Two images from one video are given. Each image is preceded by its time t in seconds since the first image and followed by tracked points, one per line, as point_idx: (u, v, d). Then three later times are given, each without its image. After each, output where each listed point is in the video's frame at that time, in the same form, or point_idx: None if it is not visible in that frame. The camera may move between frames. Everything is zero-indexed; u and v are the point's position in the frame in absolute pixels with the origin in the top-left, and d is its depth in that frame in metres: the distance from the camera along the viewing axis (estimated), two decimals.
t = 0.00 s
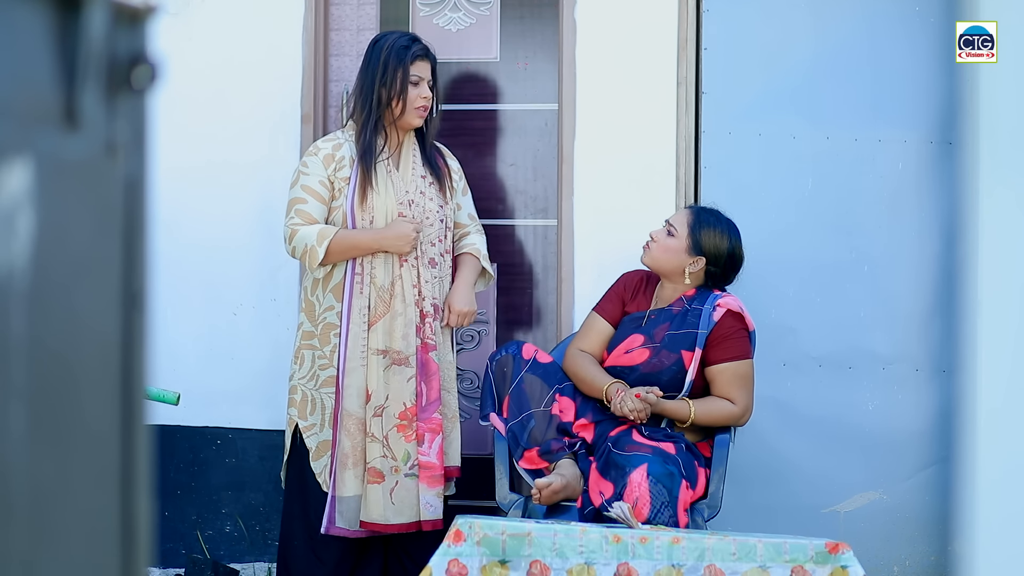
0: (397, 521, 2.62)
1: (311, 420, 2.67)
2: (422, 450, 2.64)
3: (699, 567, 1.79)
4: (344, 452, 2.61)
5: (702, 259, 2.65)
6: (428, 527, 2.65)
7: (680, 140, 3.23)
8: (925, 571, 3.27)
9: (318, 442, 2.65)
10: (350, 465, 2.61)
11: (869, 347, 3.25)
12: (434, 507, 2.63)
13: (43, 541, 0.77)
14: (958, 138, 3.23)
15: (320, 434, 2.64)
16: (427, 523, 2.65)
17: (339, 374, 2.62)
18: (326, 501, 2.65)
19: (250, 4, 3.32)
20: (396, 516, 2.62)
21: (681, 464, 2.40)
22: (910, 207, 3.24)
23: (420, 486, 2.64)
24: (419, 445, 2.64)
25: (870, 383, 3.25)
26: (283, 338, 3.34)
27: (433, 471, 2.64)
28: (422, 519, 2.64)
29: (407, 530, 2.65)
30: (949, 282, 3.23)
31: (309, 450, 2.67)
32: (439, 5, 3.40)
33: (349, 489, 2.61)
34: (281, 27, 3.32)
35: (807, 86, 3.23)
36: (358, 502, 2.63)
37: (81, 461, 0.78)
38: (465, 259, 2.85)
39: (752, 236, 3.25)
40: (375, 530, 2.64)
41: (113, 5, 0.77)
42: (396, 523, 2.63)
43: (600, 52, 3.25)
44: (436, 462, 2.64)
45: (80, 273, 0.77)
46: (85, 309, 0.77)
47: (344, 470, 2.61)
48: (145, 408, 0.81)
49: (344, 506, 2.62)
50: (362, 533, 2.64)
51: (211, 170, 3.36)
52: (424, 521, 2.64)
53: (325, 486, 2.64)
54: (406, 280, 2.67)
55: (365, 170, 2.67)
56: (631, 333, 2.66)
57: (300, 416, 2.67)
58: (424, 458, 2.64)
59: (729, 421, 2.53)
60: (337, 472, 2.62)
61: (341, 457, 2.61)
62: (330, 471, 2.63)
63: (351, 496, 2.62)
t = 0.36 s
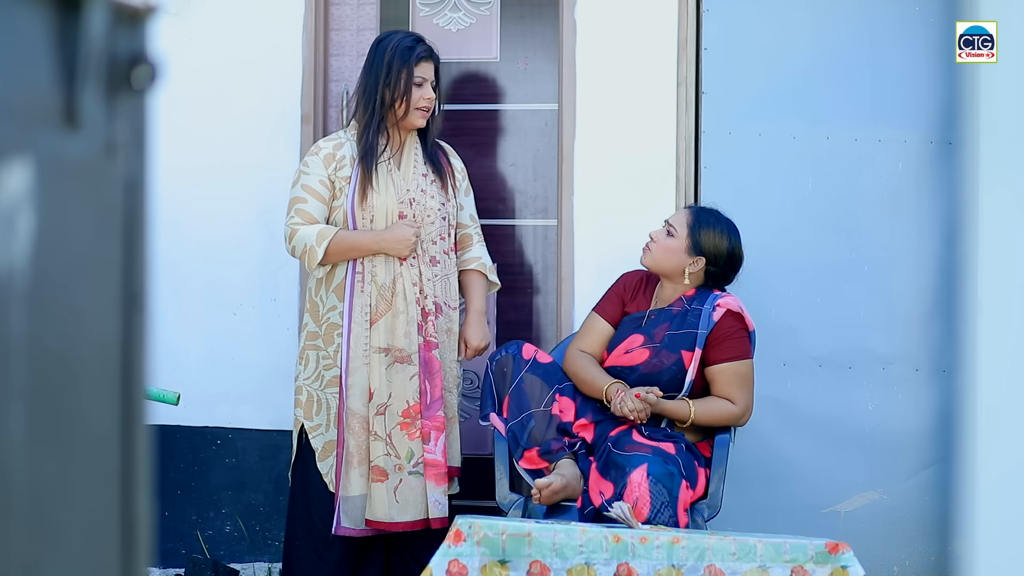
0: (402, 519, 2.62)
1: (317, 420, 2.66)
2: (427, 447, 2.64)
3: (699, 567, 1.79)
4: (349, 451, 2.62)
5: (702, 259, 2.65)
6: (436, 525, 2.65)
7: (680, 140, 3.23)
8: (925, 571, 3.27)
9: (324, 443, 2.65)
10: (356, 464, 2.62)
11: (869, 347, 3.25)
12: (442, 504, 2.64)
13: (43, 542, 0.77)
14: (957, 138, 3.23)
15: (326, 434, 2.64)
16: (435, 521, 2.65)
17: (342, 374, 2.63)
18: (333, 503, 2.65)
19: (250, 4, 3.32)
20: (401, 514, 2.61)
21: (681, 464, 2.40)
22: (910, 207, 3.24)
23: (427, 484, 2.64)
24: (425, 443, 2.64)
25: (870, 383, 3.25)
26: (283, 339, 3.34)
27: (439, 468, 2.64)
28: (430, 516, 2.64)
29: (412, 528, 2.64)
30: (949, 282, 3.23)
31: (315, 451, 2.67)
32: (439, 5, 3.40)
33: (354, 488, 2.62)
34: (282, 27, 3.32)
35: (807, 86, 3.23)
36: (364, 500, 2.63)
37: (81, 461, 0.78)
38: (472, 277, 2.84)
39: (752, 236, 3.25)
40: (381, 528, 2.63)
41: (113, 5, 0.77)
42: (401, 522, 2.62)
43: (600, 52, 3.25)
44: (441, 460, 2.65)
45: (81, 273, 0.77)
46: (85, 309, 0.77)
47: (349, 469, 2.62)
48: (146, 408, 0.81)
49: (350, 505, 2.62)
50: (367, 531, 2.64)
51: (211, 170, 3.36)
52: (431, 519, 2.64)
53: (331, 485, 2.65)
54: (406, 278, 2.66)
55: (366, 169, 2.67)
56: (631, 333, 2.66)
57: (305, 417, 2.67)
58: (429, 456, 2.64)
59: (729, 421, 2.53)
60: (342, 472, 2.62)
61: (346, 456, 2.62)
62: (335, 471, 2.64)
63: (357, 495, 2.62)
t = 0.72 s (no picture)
0: (395, 519, 2.61)
1: (317, 420, 2.68)
2: (421, 447, 2.64)
3: (699, 567, 1.79)
4: (346, 449, 2.61)
5: (702, 260, 2.65)
6: (428, 525, 2.64)
7: (680, 140, 3.23)
8: (925, 571, 3.27)
9: (324, 443, 2.67)
10: (352, 463, 2.62)
11: (869, 347, 3.25)
12: (434, 504, 2.63)
13: (43, 542, 0.77)
14: (958, 138, 3.23)
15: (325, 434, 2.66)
16: (426, 521, 2.64)
17: (340, 373, 2.63)
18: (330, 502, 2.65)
19: (250, 5, 3.32)
20: (394, 514, 2.61)
21: (681, 464, 2.40)
22: (910, 207, 3.24)
23: (420, 483, 2.63)
24: (419, 442, 2.64)
25: (870, 383, 3.25)
26: (283, 339, 3.34)
27: (432, 469, 2.64)
28: (422, 517, 2.63)
29: (405, 528, 2.63)
30: (949, 282, 3.23)
31: (316, 452, 2.68)
32: (439, 5, 3.41)
33: (351, 488, 2.61)
34: (281, 27, 3.31)
35: (807, 86, 3.23)
36: (359, 500, 2.62)
37: (81, 461, 0.78)
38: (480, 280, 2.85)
39: (753, 236, 3.25)
40: (375, 528, 2.63)
41: (113, 5, 0.77)
42: (393, 521, 2.61)
43: (600, 53, 3.25)
44: (435, 460, 2.65)
45: (81, 273, 0.77)
46: (85, 309, 0.77)
47: (345, 467, 2.61)
48: (145, 408, 0.81)
49: (345, 504, 2.62)
50: (362, 530, 2.63)
51: (211, 169, 3.36)
52: (423, 519, 2.63)
53: (328, 484, 2.66)
54: (405, 277, 2.66)
55: (367, 169, 2.67)
56: (631, 334, 2.66)
57: (307, 416, 2.69)
58: (423, 455, 2.64)
59: (729, 421, 2.53)
60: (339, 470, 2.62)
61: (343, 454, 2.62)
62: (332, 469, 2.64)
63: (353, 494, 2.62)
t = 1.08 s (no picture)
0: (392, 518, 2.61)
1: (316, 420, 2.67)
2: (421, 446, 2.64)
3: (699, 567, 1.79)
4: (344, 448, 2.62)
5: (702, 260, 2.65)
6: (428, 525, 2.64)
7: (680, 140, 3.22)
8: (925, 571, 3.27)
9: (322, 441, 2.66)
10: (350, 461, 2.62)
11: (869, 347, 3.25)
12: (434, 504, 2.63)
13: (43, 541, 0.77)
14: (957, 138, 3.23)
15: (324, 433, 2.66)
16: (426, 520, 2.63)
17: (340, 371, 2.63)
18: (326, 500, 2.65)
19: (249, 5, 3.32)
20: (390, 513, 2.61)
21: (681, 464, 2.40)
22: (910, 207, 3.24)
23: (419, 483, 2.63)
24: (418, 441, 2.64)
25: (870, 383, 3.25)
26: (283, 339, 3.34)
27: (432, 468, 2.64)
28: (421, 516, 2.62)
29: (403, 527, 2.63)
30: (949, 282, 3.23)
31: (314, 450, 2.68)
32: (439, 5, 3.41)
33: (348, 486, 2.61)
34: (281, 27, 3.31)
35: (807, 86, 3.23)
36: (356, 499, 2.62)
37: (81, 461, 0.78)
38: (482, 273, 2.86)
39: (753, 236, 3.24)
40: (371, 527, 2.63)
41: (113, 5, 0.77)
42: (390, 520, 2.61)
43: (600, 52, 3.25)
44: (435, 460, 2.65)
45: (81, 272, 0.77)
46: (85, 309, 0.77)
47: (343, 465, 2.62)
48: (145, 408, 0.81)
49: (342, 503, 2.62)
50: (359, 529, 2.64)
51: (211, 169, 3.36)
52: (422, 518, 2.63)
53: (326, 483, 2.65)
54: (406, 276, 2.66)
55: (371, 168, 2.68)
56: (631, 333, 2.66)
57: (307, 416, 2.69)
58: (422, 455, 2.64)
59: (729, 421, 2.53)
60: (336, 468, 2.62)
61: (341, 453, 2.62)
62: (330, 467, 2.64)
63: (350, 493, 2.62)
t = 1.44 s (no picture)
0: (389, 516, 2.61)
1: (314, 413, 2.68)
2: (420, 446, 2.63)
3: (699, 567, 1.79)
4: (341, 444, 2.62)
5: (709, 262, 2.66)
6: (427, 524, 2.63)
7: (680, 140, 3.22)
8: (925, 571, 3.27)
9: (320, 435, 2.67)
10: (346, 457, 2.62)
11: (869, 347, 3.25)
12: (433, 503, 2.62)
13: (43, 541, 0.77)
14: (957, 138, 3.23)
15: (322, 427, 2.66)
16: (426, 520, 2.63)
17: (339, 365, 2.63)
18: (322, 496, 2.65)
19: (249, 5, 3.32)
20: (387, 512, 2.60)
21: (681, 464, 2.40)
22: (910, 207, 3.24)
23: (418, 482, 2.63)
24: (418, 441, 2.64)
25: (870, 383, 3.25)
26: (283, 339, 3.34)
27: (431, 468, 2.63)
28: (420, 515, 2.62)
29: (400, 526, 2.63)
30: (949, 282, 3.23)
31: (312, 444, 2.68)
32: (439, 5, 3.41)
33: (344, 481, 2.62)
34: (281, 27, 3.31)
35: (807, 86, 3.23)
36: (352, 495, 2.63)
37: (81, 460, 0.78)
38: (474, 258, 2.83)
39: (753, 235, 3.24)
40: (367, 525, 2.62)
41: (113, 5, 0.77)
42: (388, 518, 2.60)
43: (600, 52, 3.25)
44: (435, 459, 2.64)
45: (81, 272, 0.77)
46: (85, 310, 0.77)
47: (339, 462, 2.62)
48: (145, 408, 0.81)
49: (337, 498, 2.62)
50: (353, 526, 2.64)
51: (212, 169, 3.36)
52: (421, 518, 2.62)
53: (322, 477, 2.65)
54: (407, 275, 2.66)
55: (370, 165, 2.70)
56: (631, 333, 2.66)
57: (304, 408, 2.68)
58: (422, 454, 2.63)
59: (728, 421, 2.53)
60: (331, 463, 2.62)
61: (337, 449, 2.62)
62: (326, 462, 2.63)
63: (345, 489, 2.62)
